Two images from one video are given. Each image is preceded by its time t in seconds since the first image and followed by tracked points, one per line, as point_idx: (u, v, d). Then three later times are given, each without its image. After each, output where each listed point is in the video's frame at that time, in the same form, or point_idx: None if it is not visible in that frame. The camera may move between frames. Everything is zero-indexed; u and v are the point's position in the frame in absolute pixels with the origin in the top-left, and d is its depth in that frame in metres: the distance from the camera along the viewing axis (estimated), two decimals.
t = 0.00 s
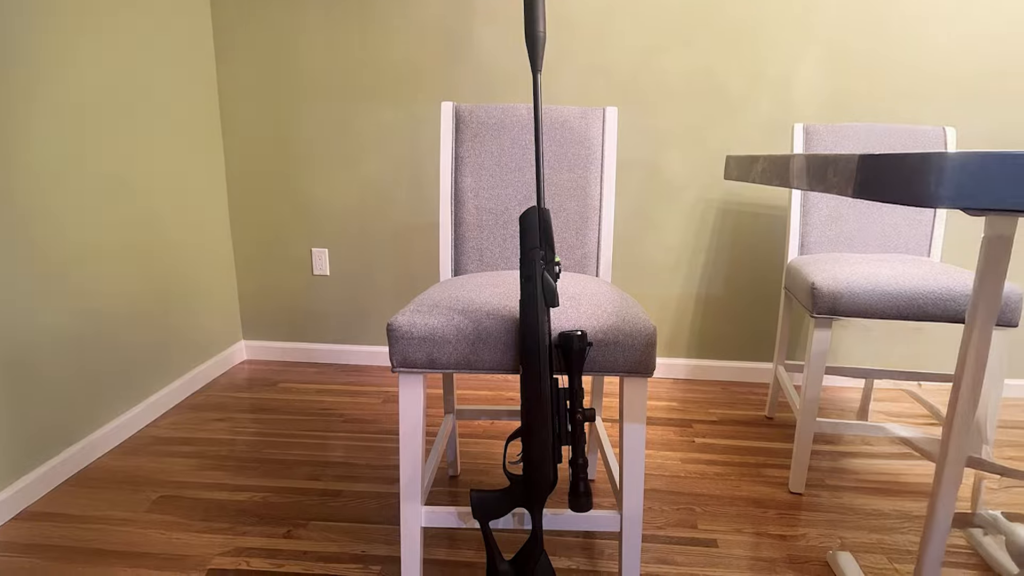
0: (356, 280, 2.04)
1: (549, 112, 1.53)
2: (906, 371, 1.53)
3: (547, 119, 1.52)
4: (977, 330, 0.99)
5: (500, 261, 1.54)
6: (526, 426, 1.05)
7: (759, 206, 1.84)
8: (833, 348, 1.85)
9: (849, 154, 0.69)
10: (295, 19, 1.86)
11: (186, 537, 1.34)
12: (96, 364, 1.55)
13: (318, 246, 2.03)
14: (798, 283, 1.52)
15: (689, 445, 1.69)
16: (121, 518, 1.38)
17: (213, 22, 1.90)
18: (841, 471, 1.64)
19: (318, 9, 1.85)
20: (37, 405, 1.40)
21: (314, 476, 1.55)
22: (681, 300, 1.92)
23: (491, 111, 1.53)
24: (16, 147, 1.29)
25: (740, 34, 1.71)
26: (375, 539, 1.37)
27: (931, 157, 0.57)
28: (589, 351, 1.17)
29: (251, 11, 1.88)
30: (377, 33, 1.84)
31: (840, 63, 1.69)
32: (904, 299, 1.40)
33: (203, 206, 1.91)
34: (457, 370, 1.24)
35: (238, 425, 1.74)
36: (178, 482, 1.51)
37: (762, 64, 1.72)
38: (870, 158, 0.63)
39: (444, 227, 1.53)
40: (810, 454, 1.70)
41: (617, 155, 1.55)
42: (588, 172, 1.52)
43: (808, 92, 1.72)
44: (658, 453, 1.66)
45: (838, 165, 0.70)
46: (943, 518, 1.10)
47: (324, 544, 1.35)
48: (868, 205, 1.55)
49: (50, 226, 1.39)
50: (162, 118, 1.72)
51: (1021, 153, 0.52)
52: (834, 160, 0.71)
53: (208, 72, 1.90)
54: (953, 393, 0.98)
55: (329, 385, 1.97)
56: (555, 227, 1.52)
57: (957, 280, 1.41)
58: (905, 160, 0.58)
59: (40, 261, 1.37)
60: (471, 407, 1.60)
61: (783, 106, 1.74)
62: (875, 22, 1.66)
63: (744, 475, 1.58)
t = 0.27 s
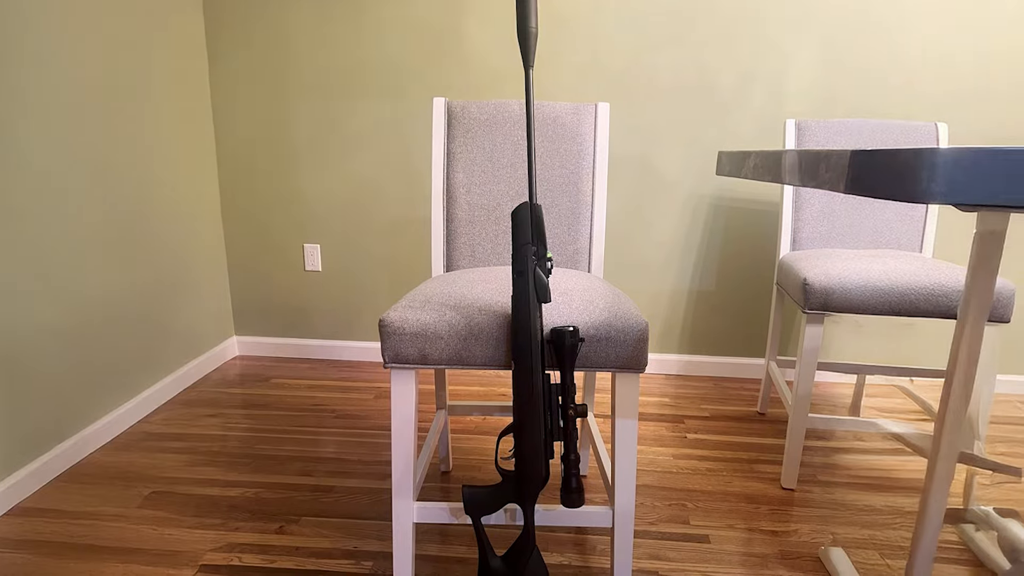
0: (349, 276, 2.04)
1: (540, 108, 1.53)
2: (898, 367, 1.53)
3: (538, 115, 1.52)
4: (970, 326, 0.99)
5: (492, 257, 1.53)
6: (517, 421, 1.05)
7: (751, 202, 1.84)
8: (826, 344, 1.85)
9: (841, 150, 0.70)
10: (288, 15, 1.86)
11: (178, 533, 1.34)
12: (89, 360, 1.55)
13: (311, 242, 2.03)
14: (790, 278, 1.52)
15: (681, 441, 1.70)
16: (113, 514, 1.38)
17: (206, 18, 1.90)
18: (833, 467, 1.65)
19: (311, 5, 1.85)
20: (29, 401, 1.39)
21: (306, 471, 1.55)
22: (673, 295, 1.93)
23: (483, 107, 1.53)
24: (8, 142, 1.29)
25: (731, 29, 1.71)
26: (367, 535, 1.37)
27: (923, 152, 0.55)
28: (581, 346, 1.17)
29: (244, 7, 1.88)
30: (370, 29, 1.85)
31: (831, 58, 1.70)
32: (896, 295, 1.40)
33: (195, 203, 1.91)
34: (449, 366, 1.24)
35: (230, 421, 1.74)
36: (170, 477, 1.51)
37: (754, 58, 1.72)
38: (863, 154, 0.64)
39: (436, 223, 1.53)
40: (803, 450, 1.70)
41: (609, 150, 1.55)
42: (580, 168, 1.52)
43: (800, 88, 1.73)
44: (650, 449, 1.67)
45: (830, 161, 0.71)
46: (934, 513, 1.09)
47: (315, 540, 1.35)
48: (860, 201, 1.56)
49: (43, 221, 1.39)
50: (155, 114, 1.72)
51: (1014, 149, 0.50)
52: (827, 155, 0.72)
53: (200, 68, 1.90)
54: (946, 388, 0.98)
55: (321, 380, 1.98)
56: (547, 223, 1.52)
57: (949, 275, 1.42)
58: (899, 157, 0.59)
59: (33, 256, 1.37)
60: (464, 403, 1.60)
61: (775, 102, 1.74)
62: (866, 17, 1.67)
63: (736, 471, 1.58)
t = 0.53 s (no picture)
0: (342, 272, 2.04)
1: (532, 103, 1.53)
2: (890, 362, 1.53)
3: (530, 110, 1.52)
4: (961, 321, 0.98)
5: (484, 253, 1.54)
6: (509, 416, 1.05)
7: (742, 197, 1.85)
8: (818, 339, 1.86)
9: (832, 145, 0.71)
10: (280, 11, 1.86)
11: (170, 528, 1.34)
12: (82, 355, 1.55)
13: (303, 237, 2.03)
14: (782, 273, 1.52)
15: (672, 436, 1.70)
16: (105, 509, 1.38)
17: (197, 13, 1.89)
18: (825, 462, 1.65)
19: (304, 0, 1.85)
20: (22, 396, 1.39)
21: (298, 466, 1.55)
22: (665, 290, 1.93)
23: (475, 102, 1.53)
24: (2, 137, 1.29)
25: (723, 23, 1.71)
26: (360, 530, 1.38)
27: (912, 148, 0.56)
28: (573, 342, 1.17)
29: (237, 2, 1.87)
30: (364, 25, 1.85)
31: (823, 52, 1.70)
32: (888, 290, 1.40)
33: (187, 199, 1.90)
34: (441, 361, 1.24)
35: (222, 416, 1.74)
36: (162, 473, 1.51)
37: (746, 53, 1.72)
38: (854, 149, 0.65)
39: (428, 218, 1.53)
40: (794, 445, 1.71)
41: (601, 146, 1.55)
42: (572, 164, 1.52)
43: (792, 83, 1.73)
44: (642, 444, 1.67)
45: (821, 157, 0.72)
46: (927, 509, 1.10)
47: (307, 535, 1.35)
48: (852, 196, 1.56)
49: (38, 217, 1.39)
50: (148, 111, 1.72)
51: (1004, 145, 0.51)
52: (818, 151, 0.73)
53: (192, 63, 1.89)
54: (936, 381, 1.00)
55: (313, 376, 1.98)
56: (539, 219, 1.52)
57: (941, 270, 1.42)
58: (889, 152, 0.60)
59: (28, 252, 1.37)
60: (455, 398, 1.60)
61: (767, 96, 1.75)
62: (857, 11, 1.67)
63: (728, 466, 1.59)
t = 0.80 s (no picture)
0: (336, 269, 2.04)
1: (524, 99, 1.52)
2: (883, 358, 1.53)
3: (523, 106, 1.52)
4: (952, 317, 0.99)
5: (476, 249, 1.53)
6: (501, 412, 1.05)
7: (733, 193, 1.85)
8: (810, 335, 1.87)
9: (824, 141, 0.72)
10: (273, 7, 1.86)
11: (162, 524, 1.34)
12: (74, 351, 1.55)
13: (294, 233, 2.03)
14: (774, 269, 1.52)
15: (664, 432, 1.71)
16: (96, 505, 1.38)
17: (189, 9, 1.89)
18: (817, 458, 1.66)
19: None
20: (14, 392, 1.39)
21: (290, 462, 1.55)
22: (657, 286, 1.94)
23: (467, 98, 1.53)
24: None
25: (715, 19, 1.72)
26: (351, 526, 1.38)
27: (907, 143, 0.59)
28: (565, 338, 1.17)
29: None
30: (358, 22, 1.85)
31: (814, 48, 1.71)
32: (880, 285, 1.40)
33: (179, 195, 1.90)
34: (433, 357, 1.23)
35: (214, 412, 1.74)
36: (154, 469, 1.51)
37: (737, 49, 1.73)
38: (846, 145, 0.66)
39: (421, 213, 1.53)
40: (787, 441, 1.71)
41: (593, 142, 1.55)
42: (564, 159, 1.52)
43: (784, 79, 1.74)
44: (634, 440, 1.68)
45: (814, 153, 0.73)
46: (920, 504, 1.08)
47: (299, 531, 1.36)
48: (844, 191, 1.56)
49: (30, 213, 1.38)
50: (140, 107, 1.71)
51: (992, 140, 0.54)
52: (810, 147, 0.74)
53: (184, 59, 1.89)
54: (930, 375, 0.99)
55: (305, 371, 1.98)
56: (531, 214, 1.52)
57: (933, 266, 1.42)
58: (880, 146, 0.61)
59: (20, 249, 1.37)
60: (447, 394, 1.60)
61: (759, 92, 1.75)
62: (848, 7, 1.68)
63: (720, 462, 1.59)
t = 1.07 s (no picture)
0: (329, 265, 2.05)
1: (516, 94, 1.52)
2: (875, 354, 1.52)
3: (514, 101, 1.52)
4: (944, 313, 0.99)
5: (468, 244, 1.53)
6: (492, 409, 1.04)
7: (725, 188, 1.86)
8: (802, 331, 1.88)
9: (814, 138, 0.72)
10: (265, 3, 1.86)
11: (154, 519, 1.34)
12: (66, 347, 1.54)
13: (286, 228, 2.03)
14: (766, 265, 1.52)
15: (657, 428, 1.71)
16: (88, 501, 1.38)
17: (181, 4, 1.88)
18: (809, 454, 1.66)
19: None
20: (6, 388, 1.38)
21: (282, 458, 1.56)
22: (649, 282, 1.95)
23: (459, 93, 1.53)
24: None
25: (707, 15, 1.72)
26: (343, 522, 1.38)
27: (898, 139, 0.55)
28: (557, 333, 1.17)
29: None
30: (351, 18, 1.85)
31: (805, 44, 1.72)
32: (872, 281, 1.40)
33: (171, 191, 1.89)
34: (425, 353, 1.23)
35: (205, 407, 1.74)
36: (146, 464, 1.51)
37: (729, 44, 1.74)
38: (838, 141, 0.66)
39: (412, 208, 1.53)
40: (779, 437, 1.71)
41: (586, 138, 1.55)
42: (556, 155, 1.52)
43: (775, 75, 1.75)
44: (627, 436, 1.68)
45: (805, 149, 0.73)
46: (911, 501, 1.09)
47: (291, 527, 1.36)
48: (836, 187, 1.56)
49: (23, 209, 1.38)
50: (132, 102, 1.71)
51: (987, 137, 0.50)
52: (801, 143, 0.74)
53: (176, 55, 1.89)
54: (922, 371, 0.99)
55: (297, 367, 1.98)
56: (523, 210, 1.51)
57: (925, 262, 1.42)
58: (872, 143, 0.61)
59: (13, 244, 1.36)
60: (440, 390, 1.60)
61: (751, 88, 1.76)
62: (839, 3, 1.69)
63: (712, 458, 1.60)
